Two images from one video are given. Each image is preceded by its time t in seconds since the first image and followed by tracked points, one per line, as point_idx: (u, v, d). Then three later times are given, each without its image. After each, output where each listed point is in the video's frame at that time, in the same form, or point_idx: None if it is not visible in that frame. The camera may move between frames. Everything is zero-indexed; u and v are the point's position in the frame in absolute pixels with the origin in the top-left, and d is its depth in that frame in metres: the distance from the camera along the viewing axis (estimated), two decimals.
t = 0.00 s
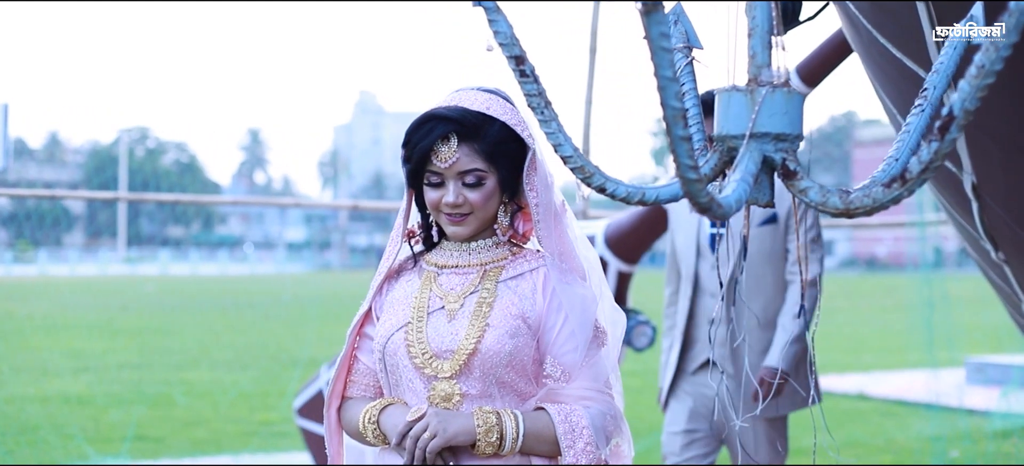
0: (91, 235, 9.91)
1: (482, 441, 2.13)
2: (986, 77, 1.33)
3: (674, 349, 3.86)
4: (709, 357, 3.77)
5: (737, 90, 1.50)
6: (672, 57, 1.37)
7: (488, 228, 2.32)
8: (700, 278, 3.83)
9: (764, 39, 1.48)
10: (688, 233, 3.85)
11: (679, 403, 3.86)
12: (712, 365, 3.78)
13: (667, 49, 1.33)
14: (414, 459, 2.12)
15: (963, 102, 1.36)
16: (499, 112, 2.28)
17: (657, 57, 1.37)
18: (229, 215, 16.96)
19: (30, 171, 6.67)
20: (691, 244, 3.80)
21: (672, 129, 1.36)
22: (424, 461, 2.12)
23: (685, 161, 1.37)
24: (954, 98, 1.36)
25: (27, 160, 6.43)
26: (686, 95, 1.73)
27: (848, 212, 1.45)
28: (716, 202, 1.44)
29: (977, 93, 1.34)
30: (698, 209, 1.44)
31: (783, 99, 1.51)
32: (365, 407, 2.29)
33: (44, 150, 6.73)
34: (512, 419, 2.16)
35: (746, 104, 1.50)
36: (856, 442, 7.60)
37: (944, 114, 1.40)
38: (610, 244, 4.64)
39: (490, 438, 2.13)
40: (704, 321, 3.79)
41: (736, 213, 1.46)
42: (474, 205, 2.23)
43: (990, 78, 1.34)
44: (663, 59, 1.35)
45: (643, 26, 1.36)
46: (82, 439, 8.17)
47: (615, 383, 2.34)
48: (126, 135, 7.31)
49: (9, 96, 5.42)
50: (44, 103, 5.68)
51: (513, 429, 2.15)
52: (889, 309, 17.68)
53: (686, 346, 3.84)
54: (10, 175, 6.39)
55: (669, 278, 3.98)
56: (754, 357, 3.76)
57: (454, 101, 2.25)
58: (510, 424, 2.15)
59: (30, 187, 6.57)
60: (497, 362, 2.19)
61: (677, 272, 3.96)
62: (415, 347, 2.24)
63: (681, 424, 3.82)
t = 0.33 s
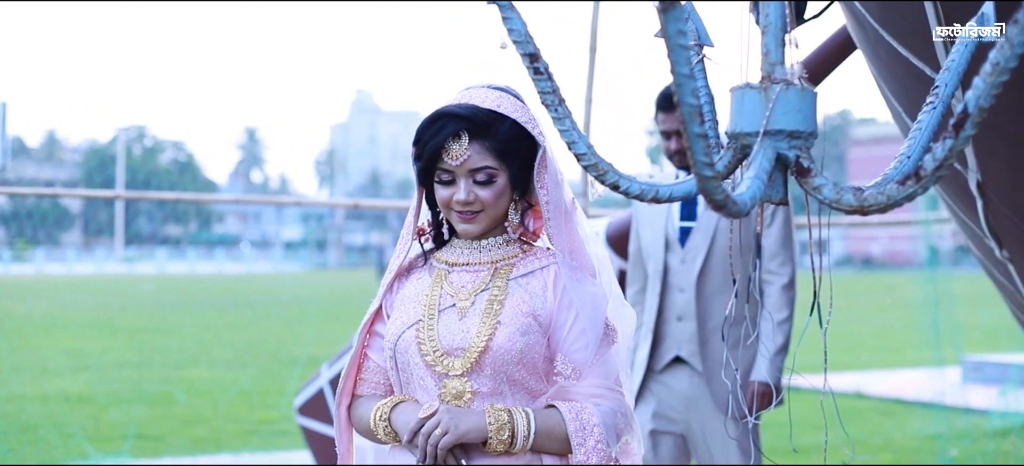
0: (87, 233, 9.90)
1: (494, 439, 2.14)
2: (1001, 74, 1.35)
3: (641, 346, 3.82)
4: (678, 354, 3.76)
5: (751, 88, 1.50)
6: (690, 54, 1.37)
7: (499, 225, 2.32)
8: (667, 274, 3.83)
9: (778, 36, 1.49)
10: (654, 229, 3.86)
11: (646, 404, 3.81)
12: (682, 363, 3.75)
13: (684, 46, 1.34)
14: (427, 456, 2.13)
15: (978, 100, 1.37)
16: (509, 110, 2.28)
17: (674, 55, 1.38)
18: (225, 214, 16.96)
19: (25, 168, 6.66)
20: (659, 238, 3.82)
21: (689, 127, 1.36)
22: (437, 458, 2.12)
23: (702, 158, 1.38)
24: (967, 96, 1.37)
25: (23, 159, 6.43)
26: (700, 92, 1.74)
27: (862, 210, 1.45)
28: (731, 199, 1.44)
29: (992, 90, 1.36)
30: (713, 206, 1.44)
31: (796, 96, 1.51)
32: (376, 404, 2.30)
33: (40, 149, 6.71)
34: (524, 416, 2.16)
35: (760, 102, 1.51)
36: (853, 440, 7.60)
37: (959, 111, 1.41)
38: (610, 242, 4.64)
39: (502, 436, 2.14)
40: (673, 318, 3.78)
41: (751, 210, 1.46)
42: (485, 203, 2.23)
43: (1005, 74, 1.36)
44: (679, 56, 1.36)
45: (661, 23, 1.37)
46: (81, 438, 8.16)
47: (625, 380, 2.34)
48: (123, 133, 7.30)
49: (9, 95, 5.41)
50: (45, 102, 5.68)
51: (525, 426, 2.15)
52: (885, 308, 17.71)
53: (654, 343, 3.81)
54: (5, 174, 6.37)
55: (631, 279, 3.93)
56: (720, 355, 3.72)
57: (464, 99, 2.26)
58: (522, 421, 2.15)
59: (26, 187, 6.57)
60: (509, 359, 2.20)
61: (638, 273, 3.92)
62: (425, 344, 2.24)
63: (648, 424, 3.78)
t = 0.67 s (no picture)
0: (87, 232, 9.91)
1: (507, 435, 2.14)
2: (1018, 71, 1.35)
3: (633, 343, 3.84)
4: (665, 351, 3.77)
5: (766, 85, 1.51)
6: (707, 51, 1.37)
7: (511, 223, 2.32)
8: (653, 269, 3.83)
9: (793, 32, 1.49)
10: (637, 223, 3.85)
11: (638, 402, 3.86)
12: (668, 359, 3.77)
13: (703, 42, 1.34)
14: (441, 453, 2.13)
15: (994, 96, 1.38)
16: (521, 107, 2.29)
17: (693, 52, 1.38)
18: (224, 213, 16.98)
19: (25, 169, 6.62)
20: (644, 232, 3.82)
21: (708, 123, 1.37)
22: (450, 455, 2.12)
23: (720, 154, 1.38)
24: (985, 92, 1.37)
25: (23, 157, 6.40)
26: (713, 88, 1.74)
27: (878, 207, 1.46)
28: (748, 196, 1.44)
29: (1010, 87, 1.36)
30: (731, 203, 1.44)
31: (811, 93, 1.51)
32: (389, 402, 2.30)
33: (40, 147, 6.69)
34: (537, 414, 2.16)
35: (775, 99, 1.51)
36: (853, 438, 7.62)
37: (976, 107, 1.42)
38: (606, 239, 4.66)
39: (516, 433, 2.14)
40: (662, 314, 3.78)
41: (767, 207, 1.46)
42: (497, 200, 2.24)
43: (1021, 72, 1.36)
44: (698, 54, 1.36)
45: (679, 21, 1.37)
46: (84, 436, 8.16)
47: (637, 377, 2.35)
48: (123, 132, 7.31)
49: (9, 95, 5.43)
50: (45, 102, 5.69)
51: (538, 424, 2.16)
52: (884, 306, 17.72)
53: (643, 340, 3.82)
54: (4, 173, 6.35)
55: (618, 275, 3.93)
56: (711, 349, 3.70)
57: (477, 96, 2.26)
58: (535, 419, 2.16)
59: (27, 185, 6.54)
60: (522, 356, 2.20)
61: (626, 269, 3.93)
62: (438, 342, 2.24)
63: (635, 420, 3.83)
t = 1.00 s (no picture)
0: (88, 231, 9.90)
1: (523, 432, 2.14)
2: None
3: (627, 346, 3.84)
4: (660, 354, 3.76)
5: (785, 81, 1.51)
6: (728, 47, 1.37)
7: (525, 220, 2.33)
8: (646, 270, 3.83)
9: (811, 28, 1.49)
10: (629, 221, 3.83)
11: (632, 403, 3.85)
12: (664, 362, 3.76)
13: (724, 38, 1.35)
14: (456, 450, 2.13)
15: (1014, 91, 1.38)
16: (535, 103, 2.29)
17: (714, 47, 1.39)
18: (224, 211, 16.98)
19: (26, 168, 6.60)
20: (637, 230, 3.82)
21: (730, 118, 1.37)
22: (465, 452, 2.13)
23: (740, 149, 1.38)
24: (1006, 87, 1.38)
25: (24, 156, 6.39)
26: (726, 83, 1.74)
27: (898, 203, 1.47)
28: (768, 192, 1.44)
29: None
30: (751, 199, 1.44)
31: (829, 89, 1.52)
32: (404, 398, 2.30)
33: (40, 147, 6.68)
34: (552, 410, 2.17)
35: (793, 95, 1.52)
36: (858, 437, 7.61)
37: (995, 103, 1.42)
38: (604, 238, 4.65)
39: (531, 430, 2.14)
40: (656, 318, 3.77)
41: (787, 203, 1.46)
42: (512, 196, 2.24)
43: None
44: (719, 49, 1.36)
45: (699, 17, 1.38)
46: (88, 435, 8.15)
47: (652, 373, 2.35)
48: (124, 130, 7.29)
49: (9, 95, 5.38)
50: (45, 103, 5.66)
51: (554, 421, 2.16)
52: (886, 305, 17.70)
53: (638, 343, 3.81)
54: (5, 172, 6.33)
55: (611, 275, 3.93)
56: (711, 350, 3.71)
57: (492, 93, 2.27)
58: (551, 416, 2.16)
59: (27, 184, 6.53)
60: (537, 353, 2.20)
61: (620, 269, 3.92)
62: (453, 339, 2.24)
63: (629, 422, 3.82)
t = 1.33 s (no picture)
0: (91, 229, 9.88)
1: (540, 428, 2.14)
2: None
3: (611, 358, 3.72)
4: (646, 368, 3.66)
5: (806, 76, 1.51)
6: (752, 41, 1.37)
7: (542, 216, 2.33)
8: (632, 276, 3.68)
9: (833, 22, 1.50)
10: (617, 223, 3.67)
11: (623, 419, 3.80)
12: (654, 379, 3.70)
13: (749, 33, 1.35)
14: (473, 446, 2.14)
15: None
16: (553, 99, 2.29)
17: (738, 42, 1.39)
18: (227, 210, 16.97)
19: (27, 166, 6.58)
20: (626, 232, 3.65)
21: (752, 112, 1.37)
22: (483, 448, 2.13)
23: (763, 145, 1.39)
24: None
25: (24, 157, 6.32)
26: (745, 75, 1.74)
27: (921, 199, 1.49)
28: (790, 188, 1.45)
29: None
30: (772, 193, 1.45)
31: (850, 84, 1.52)
32: (419, 395, 2.31)
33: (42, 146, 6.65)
34: (569, 407, 2.17)
35: (813, 90, 1.52)
36: (863, 437, 7.61)
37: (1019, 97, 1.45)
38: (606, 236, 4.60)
39: (548, 426, 2.14)
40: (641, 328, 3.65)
41: (808, 198, 1.46)
42: (529, 192, 2.24)
43: None
44: (741, 43, 1.36)
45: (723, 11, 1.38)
46: (94, 433, 8.15)
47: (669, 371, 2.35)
48: (127, 128, 7.28)
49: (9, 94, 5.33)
50: (45, 102, 5.60)
51: (571, 417, 2.16)
52: (890, 304, 17.67)
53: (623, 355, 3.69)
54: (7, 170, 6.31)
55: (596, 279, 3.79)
56: (698, 364, 3.61)
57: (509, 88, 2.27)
58: (568, 412, 2.16)
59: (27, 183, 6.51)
60: (554, 350, 2.20)
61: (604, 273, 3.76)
62: (470, 335, 2.25)
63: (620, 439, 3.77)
